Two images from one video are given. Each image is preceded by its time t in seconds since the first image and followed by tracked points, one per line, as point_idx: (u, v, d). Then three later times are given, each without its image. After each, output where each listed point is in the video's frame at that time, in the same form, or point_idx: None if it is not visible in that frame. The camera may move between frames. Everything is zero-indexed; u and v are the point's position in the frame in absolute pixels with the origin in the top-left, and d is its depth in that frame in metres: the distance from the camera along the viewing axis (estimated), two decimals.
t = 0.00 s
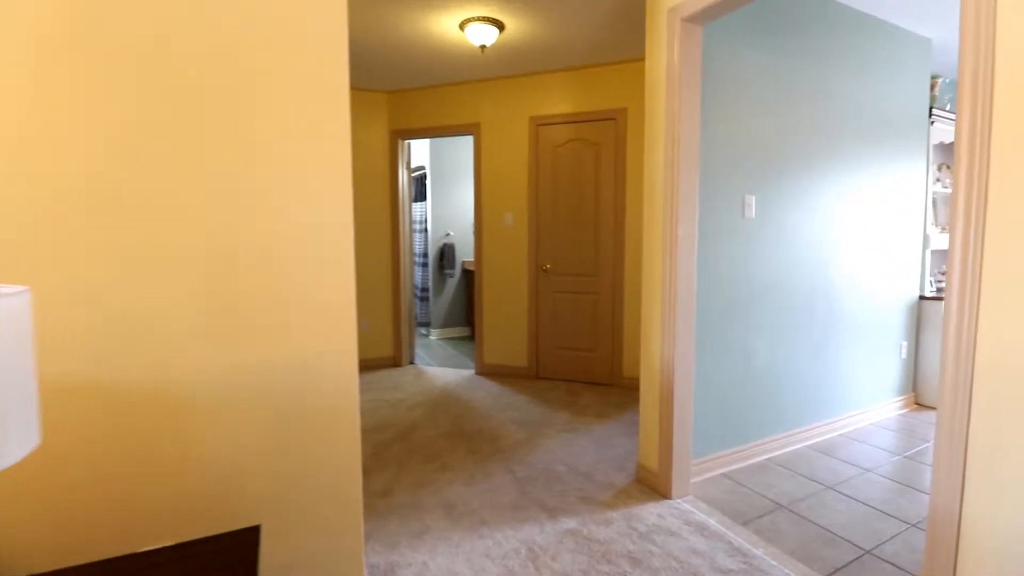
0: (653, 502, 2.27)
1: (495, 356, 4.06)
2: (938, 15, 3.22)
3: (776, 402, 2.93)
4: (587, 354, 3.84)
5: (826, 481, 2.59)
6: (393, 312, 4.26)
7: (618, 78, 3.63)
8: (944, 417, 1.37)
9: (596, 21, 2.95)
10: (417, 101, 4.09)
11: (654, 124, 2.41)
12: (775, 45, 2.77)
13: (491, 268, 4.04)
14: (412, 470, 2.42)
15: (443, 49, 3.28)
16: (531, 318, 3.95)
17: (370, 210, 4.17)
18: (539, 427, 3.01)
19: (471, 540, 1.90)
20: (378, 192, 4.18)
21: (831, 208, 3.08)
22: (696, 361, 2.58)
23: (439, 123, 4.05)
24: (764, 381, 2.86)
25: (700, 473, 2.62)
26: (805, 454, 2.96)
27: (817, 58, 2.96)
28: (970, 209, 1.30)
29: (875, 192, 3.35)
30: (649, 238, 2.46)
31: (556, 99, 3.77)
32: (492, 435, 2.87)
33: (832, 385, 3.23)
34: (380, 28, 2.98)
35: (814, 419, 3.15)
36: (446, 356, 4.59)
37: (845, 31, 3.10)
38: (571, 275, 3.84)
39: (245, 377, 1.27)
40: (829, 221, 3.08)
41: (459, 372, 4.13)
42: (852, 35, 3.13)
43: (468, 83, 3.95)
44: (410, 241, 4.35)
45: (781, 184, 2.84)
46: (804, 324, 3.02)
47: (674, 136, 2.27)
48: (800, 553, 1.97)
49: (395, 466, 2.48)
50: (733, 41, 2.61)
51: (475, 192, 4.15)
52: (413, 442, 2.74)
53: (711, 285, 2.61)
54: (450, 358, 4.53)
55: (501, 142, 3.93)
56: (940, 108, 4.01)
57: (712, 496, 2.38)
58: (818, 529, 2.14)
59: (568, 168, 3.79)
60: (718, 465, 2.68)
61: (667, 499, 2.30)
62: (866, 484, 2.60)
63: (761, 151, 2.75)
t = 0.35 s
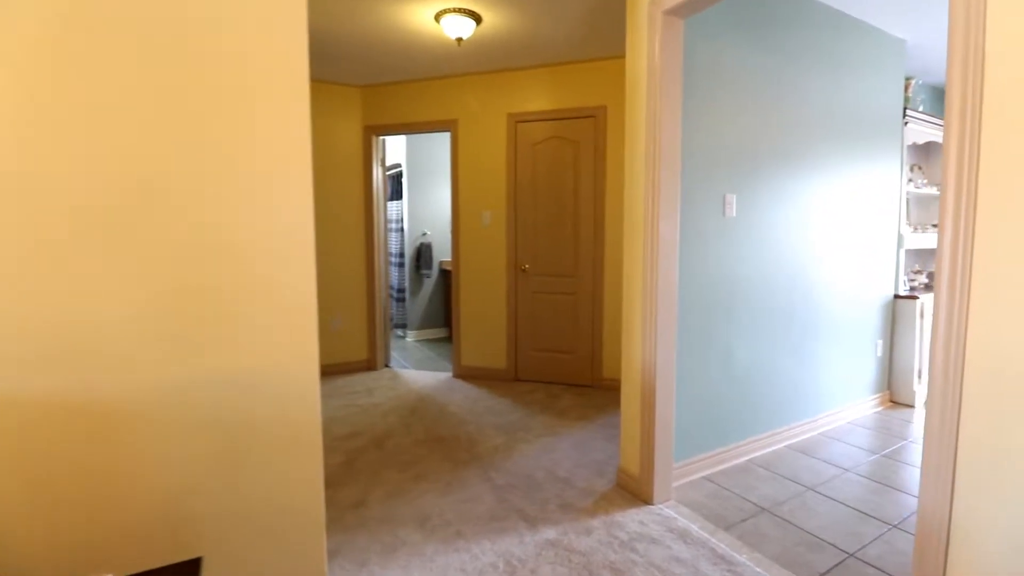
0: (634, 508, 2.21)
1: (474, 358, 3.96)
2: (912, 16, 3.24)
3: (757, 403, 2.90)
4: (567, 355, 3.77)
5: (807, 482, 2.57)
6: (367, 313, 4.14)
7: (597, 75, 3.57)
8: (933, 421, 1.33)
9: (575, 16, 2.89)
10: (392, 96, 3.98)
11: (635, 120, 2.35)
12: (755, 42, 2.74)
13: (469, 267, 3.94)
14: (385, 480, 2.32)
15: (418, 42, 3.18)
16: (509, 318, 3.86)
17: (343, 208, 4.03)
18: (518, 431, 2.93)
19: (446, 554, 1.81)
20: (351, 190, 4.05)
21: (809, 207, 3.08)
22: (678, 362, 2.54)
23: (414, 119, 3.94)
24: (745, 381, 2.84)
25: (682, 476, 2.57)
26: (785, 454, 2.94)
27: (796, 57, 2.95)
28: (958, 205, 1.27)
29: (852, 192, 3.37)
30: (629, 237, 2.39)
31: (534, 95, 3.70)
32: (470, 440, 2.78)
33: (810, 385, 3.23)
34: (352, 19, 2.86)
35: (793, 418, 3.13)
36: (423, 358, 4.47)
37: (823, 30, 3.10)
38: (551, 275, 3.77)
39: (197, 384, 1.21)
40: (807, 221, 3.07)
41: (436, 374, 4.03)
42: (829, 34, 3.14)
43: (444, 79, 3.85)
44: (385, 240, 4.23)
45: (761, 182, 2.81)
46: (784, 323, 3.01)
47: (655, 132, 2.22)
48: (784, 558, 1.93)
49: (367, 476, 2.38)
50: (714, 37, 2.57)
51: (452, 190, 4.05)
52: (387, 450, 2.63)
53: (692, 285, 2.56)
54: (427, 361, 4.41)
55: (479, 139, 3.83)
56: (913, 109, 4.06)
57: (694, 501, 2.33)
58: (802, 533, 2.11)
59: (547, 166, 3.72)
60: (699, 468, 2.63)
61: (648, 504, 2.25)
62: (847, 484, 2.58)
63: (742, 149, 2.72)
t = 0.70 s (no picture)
0: (613, 519, 2.12)
1: (447, 363, 3.81)
2: (883, 14, 3.25)
3: (735, 405, 2.85)
4: (542, 358, 3.67)
5: (786, 486, 2.52)
6: (334, 317, 3.97)
7: (571, 71, 3.49)
8: (925, 431, 1.27)
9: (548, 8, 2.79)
10: (358, 91, 3.82)
11: (611, 115, 2.26)
12: (732, 37, 2.69)
13: (440, 268, 3.80)
14: (350, 496, 2.18)
15: (385, 33, 3.03)
16: (483, 321, 3.74)
17: (308, 207, 3.86)
18: (492, 439, 2.82)
19: None
20: (316, 188, 3.88)
21: (784, 206, 3.05)
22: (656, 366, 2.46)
23: (382, 115, 3.79)
24: (723, 384, 2.78)
25: (662, 484, 2.48)
26: (764, 457, 2.89)
27: (770, 54, 2.92)
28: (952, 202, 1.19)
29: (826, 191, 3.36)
30: (606, 237, 2.30)
31: (506, 91, 3.59)
32: (441, 450, 2.65)
33: (787, 385, 3.20)
34: (314, 7, 2.71)
35: (771, 420, 3.10)
36: (394, 363, 4.32)
37: (797, 28, 3.07)
38: (525, 276, 3.67)
39: (119, 403, 1.01)
40: (782, 220, 3.05)
41: (407, 380, 3.88)
42: (803, 32, 3.11)
43: (413, 73, 3.71)
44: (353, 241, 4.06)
45: (738, 181, 2.76)
46: (760, 324, 2.97)
47: (632, 127, 2.13)
48: (767, 568, 1.87)
49: (331, 492, 2.23)
50: (691, 32, 2.50)
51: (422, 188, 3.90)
52: (353, 463, 2.49)
53: (670, 285, 2.49)
54: (398, 365, 4.26)
55: (450, 136, 3.70)
56: (883, 109, 4.10)
57: (674, 509, 2.26)
58: (784, 541, 2.05)
59: (521, 164, 3.61)
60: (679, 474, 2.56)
61: (627, 515, 2.16)
62: (826, 487, 2.54)
63: (719, 146, 2.66)
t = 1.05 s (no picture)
0: (593, 532, 2.03)
1: (421, 368, 3.67)
2: (861, 14, 3.24)
3: (716, 409, 2.80)
4: (520, 361, 3.57)
5: (769, 492, 2.46)
6: (303, 321, 3.81)
7: (549, 67, 3.39)
8: (920, 448, 1.18)
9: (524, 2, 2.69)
10: (327, 85, 3.66)
11: (590, 111, 2.16)
12: (712, 33, 2.63)
13: (413, 270, 3.66)
14: (315, 514, 2.05)
15: (354, 24, 2.90)
16: (459, 324, 3.62)
17: (274, 206, 3.69)
18: (467, 447, 2.71)
19: None
20: (283, 186, 3.71)
21: (764, 206, 3.01)
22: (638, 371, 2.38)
23: (352, 110, 3.64)
24: (704, 388, 2.72)
25: (642, 493, 2.40)
26: (745, 461, 2.84)
27: (750, 51, 2.87)
28: (950, 203, 1.11)
29: (804, 191, 3.34)
30: (584, 238, 2.21)
31: (481, 87, 3.48)
32: (413, 461, 2.53)
33: (766, 387, 3.17)
34: None
35: (751, 423, 3.05)
36: (366, 368, 4.17)
37: (777, 27, 3.04)
38: (502, 277, 3.56)
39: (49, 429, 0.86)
40: (762, 220, 3.01)
41: (380, 385, 3.74)
42: (783, 31, 3.08)
43: (385, 67, 3.57)
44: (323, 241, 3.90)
45: (718, 180, 2.71)
46: (740, 325, 2.93)
47: (612, 123, 2.04)
48: None
49: (295, 509, 2.10)
50: (671, 27, 2.43)
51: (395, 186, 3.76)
52: (319, 477, 2.35)
53: (651, 288, 2.41)
54: (370, 370, 4.11)
55: (423, 132, 3.57)
56: (858, 110, 4.12)
57: (656, 520, 2.18)
58: (767, 552, 1.98)
59: (497, 162, 3.51)
60: (660, 483, 2.48)
61: (608, 528, 2.07)
62: (808, 492, 2.49)
63: (699, 145, 2.60)
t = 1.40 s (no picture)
0: (569, 546, 1.94)
1: (390, 372, 3.53)
2: (833, 12, 3.23)
3: (694, 412, 2.74)
4: (494, 364, 3.47)
5: (747, 496, 2.41)
6: (265, 324, 3.63)
7: (522, 61, 3.30)
8: (908, 456, 1.07)
9: None
10: (289, 77, 3.49)
11: (563, 105, 2.07)
12: (687, 28, 2.57)
13: (382, 270, 3.51)
14: (273, 535, 1.92)
15: (316, 12, 2.75)
16: (430, 327, 3.49)
17: (233, 204, 3.50)
18: (438, 456, 2.59)
19: None
20: (243, 183, 3.53)
21: (740, 204, 2.98)
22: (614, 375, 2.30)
23: (317, 103, 3.48)
24: (682, 391, 2.66)
25: (619, 501, 2.32)
26: (723, 464, 2.79)
27: (726, 48, 2.83)
28: (943, 185, 1.00)
29: (779, 190, 3.33)
30: (559, 238, 2.12)
31: (452, 82, 3.36)
32: (381, 472, 2.41)
33: (743, 388, 3.13)
34: None
35: (729, 425, 3.01)
36: (335, 373, 4.01)
37: (752, 24, 3.01)
38: (475, 278, 3.45)
39: None
40: (738, 219, 2.98)
41: (348, 391, 3.59)
42: (758, 27, 3.05)
43: (351, 59, 3.42)
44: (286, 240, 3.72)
45: (695, 178, 2.66)
46: (717, 326, 2.88)
47: (586, 117, 1.95)
48: None
49: (251, 529, 1.96)
50: (646, 20, 2.36)
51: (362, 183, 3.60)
52: (279, 493, 2.21)
53: (628, 289, 2.34)
54: (339, 376, 3.95)
55: (391, 127, 3.43)
56: (830, 110, 4.14)
57: (633, 530, 2.10)
58: (747, 560, 1.92)
59: (469, 159, 3.39)
60: (638, 490, 2.41)
61: (584, 540, 1.99)
62: (785, 495, 2.44)
63: (676, 142, 2.54)
